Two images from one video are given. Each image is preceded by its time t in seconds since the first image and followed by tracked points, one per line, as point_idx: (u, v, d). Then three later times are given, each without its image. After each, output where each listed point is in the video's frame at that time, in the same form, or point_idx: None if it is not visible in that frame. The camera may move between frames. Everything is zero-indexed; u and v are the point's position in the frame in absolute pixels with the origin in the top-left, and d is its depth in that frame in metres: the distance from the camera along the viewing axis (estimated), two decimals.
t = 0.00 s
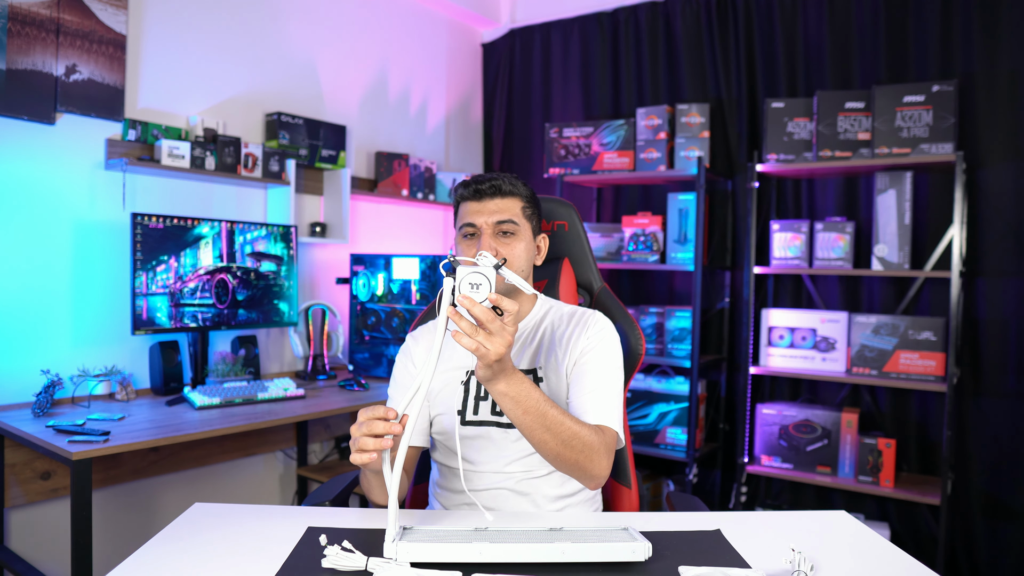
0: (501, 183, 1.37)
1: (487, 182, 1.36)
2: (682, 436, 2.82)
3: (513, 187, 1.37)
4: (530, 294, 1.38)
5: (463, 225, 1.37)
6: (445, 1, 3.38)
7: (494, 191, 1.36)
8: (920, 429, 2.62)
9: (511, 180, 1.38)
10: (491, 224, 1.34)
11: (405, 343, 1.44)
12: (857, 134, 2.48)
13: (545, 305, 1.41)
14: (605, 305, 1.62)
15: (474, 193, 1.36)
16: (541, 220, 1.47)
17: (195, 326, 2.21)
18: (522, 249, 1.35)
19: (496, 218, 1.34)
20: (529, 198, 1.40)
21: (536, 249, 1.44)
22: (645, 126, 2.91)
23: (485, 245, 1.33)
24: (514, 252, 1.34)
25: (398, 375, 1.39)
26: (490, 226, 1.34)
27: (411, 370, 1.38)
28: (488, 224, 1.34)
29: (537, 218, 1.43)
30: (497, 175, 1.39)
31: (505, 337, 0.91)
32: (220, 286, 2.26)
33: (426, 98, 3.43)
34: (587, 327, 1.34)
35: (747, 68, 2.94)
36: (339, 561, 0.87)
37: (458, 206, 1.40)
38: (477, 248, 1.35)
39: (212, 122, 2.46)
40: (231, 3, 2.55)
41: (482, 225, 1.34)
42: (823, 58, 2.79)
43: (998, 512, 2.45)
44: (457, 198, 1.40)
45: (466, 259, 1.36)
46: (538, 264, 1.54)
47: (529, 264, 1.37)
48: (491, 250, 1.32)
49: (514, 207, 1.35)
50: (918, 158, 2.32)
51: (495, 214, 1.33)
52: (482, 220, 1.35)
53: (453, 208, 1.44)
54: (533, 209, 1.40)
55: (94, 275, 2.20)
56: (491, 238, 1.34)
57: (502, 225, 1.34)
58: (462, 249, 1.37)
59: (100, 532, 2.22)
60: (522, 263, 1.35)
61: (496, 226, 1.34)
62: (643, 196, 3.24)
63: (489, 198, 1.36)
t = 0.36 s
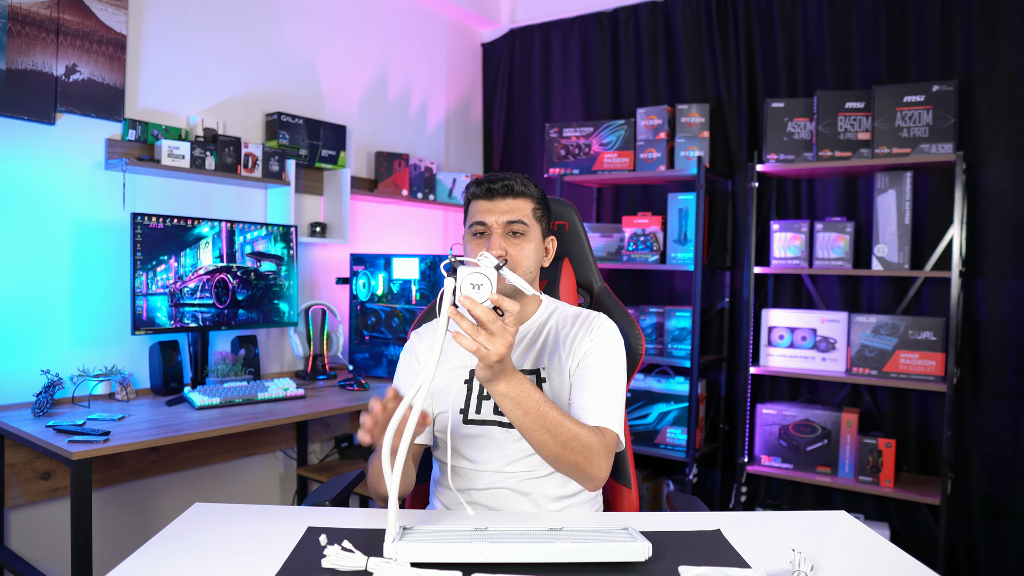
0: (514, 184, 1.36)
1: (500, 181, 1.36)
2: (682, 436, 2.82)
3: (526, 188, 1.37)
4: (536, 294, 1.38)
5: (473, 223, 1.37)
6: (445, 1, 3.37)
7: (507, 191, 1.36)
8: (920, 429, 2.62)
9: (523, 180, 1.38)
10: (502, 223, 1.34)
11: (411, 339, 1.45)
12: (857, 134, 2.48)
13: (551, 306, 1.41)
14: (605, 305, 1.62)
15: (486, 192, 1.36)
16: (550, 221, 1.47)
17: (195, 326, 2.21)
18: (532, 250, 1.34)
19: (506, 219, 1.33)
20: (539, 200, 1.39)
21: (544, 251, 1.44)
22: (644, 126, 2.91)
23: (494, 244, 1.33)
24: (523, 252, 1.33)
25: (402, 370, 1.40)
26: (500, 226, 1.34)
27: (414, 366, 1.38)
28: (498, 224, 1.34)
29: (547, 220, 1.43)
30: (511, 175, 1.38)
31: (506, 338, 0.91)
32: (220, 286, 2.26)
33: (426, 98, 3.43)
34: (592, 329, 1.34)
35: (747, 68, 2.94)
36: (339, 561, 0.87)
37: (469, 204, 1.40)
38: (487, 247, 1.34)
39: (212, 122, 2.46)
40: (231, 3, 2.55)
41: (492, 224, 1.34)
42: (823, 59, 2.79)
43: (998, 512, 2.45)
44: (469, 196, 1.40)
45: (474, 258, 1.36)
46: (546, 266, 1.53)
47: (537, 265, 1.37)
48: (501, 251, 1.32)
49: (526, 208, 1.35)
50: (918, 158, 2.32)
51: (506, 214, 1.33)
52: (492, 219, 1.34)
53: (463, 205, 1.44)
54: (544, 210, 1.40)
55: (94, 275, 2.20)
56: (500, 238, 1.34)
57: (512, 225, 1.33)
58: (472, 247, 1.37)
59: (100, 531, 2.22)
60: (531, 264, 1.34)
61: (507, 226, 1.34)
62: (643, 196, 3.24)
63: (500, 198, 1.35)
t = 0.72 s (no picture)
0: (501, 184, 1.36)
1: (486, 185, 1.35)
2: (682, 436, 2.82)
3: (513, 186, 1.36)
4: (537, 295, 1.38)
5: (467, 230, 1.37)
6: (445, 1, 3.37)
7: (495, 193, 1.35)
8: (920, 429, 2.62)
9: (510, 180, 1.37)
10: (494, 226, 1.33)
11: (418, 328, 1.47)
12: (857, 134, 2.48)
13: (554, 306, 1.41)
14: (605, 305, 1.62)
15: (475, 197, 1.35)
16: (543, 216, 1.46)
17: (195, 326, 2.21)
18: (528, 248, 1.34)
19: (499, 221, 1.33)
20: (529, 196, 1.39)
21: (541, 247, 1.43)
22: (644, 126, 2.91)
23: (490, 249, 1.33)
24: (520, 252, 1.33)
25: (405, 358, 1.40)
26: (494, 229, 1.33)
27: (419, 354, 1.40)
28: (491, 227, 1.34)
29: (540, 215, 1.42)
30: (496, 176, 1.37)
31: (504, 337, 0.94)
32: (220, 286, 2.26)
33: (426, 98, 3.43)
34: (595, 330, 1.34)
35: (747, 68, 2.94)
36: (339, 562, 0.87)
37: (461, 211, 1.40)
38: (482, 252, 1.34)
39: (212, 122, 2.46)
40: (231, 3, 2.55)
41: (486, 228, 1.34)
42: (823, 59, 2.79)
43: (998, 512, 2.45)
44: (459, 203, 1.40)
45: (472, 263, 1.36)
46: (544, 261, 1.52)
47: (535, 262, 1.36)
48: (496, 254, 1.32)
49: (516, 207, 1.34)
50: (918, 158, 2.32)
51: (497, 217, 1.33)
52: (485, 224, 1.34)
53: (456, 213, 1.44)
54: (535, 206, 1.39)
55: (95, 275, 2.20)
56: (496, 241, 1.34)
57: (505, 227, 1.33)
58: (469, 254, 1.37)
59: (100, 531, 2.22)
60: (529, 261, 1.34)
61: (499, 228, 1.33)
62: (643, 196, 3.24)
63: (489, 201, 1.35)
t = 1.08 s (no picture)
0: (484, 187, 1.35)
1: (468, 190, 1.35)
2: (682, 436, 2.82)
3: (495, 186, 1.36)
4: (535, 293, 1.38)
5: (457, 236, 1.38)
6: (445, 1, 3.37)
7: (478, 197, 1.34)
8: (920, 429, 2.62)
9: (492, 181, 1.37)
10: (483, 229, 1.34)
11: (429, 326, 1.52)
12: (857, 134, 2.48)
13: (552, 305, 1.41)
14: (605, 304, 1.62)
15: (459, 204, 1.36)
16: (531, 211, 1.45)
17: (195, 326, 2.21)
18: (520, 246, 1.34)
19: (486, 223, 1.33)
20: (515, 195, 1.38)
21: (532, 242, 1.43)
22: (645, 126, 2.91)
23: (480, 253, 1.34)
24: (513, 250, 1.34)
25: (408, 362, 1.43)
26: (483, 232, 1.34)
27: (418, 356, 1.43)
28: (480, 231, 1.34)
29: (527, 209, 1.42)
30: (479, 179, 1.37)
31: (502, 336, 0.93)
32: (220, 286, 2.26)
33: (426, 98, 3.43)
34: (594, 329, 1.34)
35: (747, 69, 2.94)
36: (339, 562, 0.87)
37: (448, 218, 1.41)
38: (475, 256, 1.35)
39: (212, 122, 2.46)
40: (231, 3, 2.54)
41: (476, 233, 1.34)
42: (823, 59, 2.79)
43: (998, 512, 2.45)
44: (445, 212, 1.40)
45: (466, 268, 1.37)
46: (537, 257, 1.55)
47: (529, 258, 1.37)
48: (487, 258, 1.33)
49: (501, 207, 1.35)
50: (918, 158, 2.32)
51: (484, 221, 1.33)
52: (473, 229, 1.35)
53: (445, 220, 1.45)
54: (522, 204, 1.39)
55: (95, 275, 2.20)
56: (485, 244, 1.34)
57: (494, 228, 1.33)
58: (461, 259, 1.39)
59: (99, 531, 2.22)
60: (523, 258, 1.35)
61: (488, 231, 1.34)
62: (643, 196, 3.24)
63: (475, 205, 1.35)
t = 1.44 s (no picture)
0: (508, 183, 1.36)
1: (494, 181, 1.36)
2: (682, 436, 2.82)
3: (521, 187, 1.37)
4: (533, 293, 1.38)
5: (467, 223, 1.37)
6: (445, 1, 3.37)
7: (502, 190, 1.36)
8: (920, 429, 2.62)
9: (517, 180, 1.38)
10: (496, 221, 1.33)
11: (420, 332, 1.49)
12: (857, 134, 2.48)
13: (546, 305, 1.41)
14: (604, 304, 1.62)
15: (482, 191, 1.36)
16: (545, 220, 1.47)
17: (195, 326, 2.21)
18: (527, 246, 1.34)
19: (501, 216, 1.33)
20: (534, 199, 1.39)
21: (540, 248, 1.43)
22: (645, 126, 2.91)
23: (489, 243, 1.33)
24: (519, 249, 1.33)
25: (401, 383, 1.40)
26: (495, 224, 1.33)
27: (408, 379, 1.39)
28: (493, 222, 1.34)
29: (542, 218, 1.43)
30: (504, 174, 1.38)
31: (503, 337, 0.92)
32: (220, 286, 2.26)
33: (426, 98, 3.43)
34: (587, 327, 1.34)
35: (747, 69, 2.94)
36: (339, 562, 0.87)
37: (464, 203, 1.40)
38: (481, 245, 1.34)
39: (212, 122, 2.46)
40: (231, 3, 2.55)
41: (488, 222, 1.34)
42: (823, 59, 2.79)
43: (998, 512, 2.45)
44: (464, 196, 1.40)
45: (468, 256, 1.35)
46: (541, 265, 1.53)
47: (533, 263, 1.37)
48: (495, 249, 1.32)
49: (520, 205, 1.35)
50: (918, 158, 2.32)
51: (500, 212, 1.33)
52: (487, 218, 1.34)
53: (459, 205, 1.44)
54: (538, 210, 1.40)
55: (94, 275, 2.20)
56: (495, 236, 1.33)
57: (507, 223, 1.33)
58: (466, 245, 1.36)
59: (99, 531, 2.22)
60: (527, 261, 1.34)
61: (501, 224, 1.33)
62: (643, 196, 3.24)
63: (494, 197, 1.35)
